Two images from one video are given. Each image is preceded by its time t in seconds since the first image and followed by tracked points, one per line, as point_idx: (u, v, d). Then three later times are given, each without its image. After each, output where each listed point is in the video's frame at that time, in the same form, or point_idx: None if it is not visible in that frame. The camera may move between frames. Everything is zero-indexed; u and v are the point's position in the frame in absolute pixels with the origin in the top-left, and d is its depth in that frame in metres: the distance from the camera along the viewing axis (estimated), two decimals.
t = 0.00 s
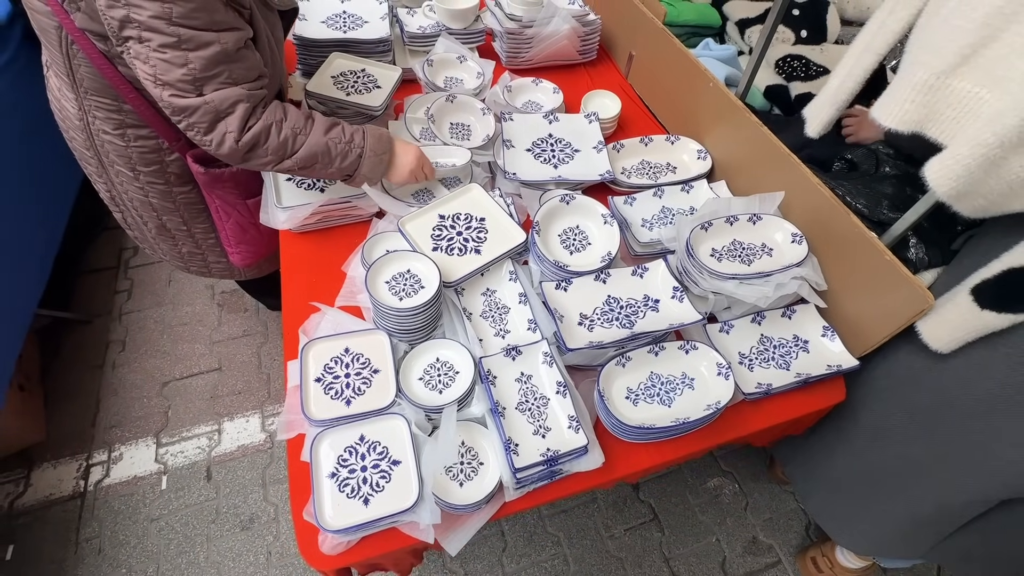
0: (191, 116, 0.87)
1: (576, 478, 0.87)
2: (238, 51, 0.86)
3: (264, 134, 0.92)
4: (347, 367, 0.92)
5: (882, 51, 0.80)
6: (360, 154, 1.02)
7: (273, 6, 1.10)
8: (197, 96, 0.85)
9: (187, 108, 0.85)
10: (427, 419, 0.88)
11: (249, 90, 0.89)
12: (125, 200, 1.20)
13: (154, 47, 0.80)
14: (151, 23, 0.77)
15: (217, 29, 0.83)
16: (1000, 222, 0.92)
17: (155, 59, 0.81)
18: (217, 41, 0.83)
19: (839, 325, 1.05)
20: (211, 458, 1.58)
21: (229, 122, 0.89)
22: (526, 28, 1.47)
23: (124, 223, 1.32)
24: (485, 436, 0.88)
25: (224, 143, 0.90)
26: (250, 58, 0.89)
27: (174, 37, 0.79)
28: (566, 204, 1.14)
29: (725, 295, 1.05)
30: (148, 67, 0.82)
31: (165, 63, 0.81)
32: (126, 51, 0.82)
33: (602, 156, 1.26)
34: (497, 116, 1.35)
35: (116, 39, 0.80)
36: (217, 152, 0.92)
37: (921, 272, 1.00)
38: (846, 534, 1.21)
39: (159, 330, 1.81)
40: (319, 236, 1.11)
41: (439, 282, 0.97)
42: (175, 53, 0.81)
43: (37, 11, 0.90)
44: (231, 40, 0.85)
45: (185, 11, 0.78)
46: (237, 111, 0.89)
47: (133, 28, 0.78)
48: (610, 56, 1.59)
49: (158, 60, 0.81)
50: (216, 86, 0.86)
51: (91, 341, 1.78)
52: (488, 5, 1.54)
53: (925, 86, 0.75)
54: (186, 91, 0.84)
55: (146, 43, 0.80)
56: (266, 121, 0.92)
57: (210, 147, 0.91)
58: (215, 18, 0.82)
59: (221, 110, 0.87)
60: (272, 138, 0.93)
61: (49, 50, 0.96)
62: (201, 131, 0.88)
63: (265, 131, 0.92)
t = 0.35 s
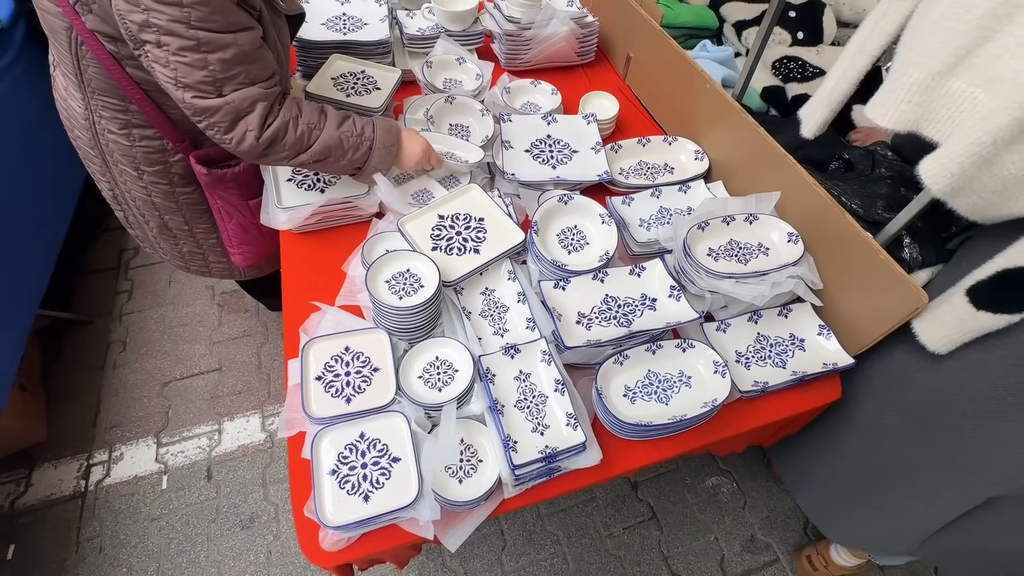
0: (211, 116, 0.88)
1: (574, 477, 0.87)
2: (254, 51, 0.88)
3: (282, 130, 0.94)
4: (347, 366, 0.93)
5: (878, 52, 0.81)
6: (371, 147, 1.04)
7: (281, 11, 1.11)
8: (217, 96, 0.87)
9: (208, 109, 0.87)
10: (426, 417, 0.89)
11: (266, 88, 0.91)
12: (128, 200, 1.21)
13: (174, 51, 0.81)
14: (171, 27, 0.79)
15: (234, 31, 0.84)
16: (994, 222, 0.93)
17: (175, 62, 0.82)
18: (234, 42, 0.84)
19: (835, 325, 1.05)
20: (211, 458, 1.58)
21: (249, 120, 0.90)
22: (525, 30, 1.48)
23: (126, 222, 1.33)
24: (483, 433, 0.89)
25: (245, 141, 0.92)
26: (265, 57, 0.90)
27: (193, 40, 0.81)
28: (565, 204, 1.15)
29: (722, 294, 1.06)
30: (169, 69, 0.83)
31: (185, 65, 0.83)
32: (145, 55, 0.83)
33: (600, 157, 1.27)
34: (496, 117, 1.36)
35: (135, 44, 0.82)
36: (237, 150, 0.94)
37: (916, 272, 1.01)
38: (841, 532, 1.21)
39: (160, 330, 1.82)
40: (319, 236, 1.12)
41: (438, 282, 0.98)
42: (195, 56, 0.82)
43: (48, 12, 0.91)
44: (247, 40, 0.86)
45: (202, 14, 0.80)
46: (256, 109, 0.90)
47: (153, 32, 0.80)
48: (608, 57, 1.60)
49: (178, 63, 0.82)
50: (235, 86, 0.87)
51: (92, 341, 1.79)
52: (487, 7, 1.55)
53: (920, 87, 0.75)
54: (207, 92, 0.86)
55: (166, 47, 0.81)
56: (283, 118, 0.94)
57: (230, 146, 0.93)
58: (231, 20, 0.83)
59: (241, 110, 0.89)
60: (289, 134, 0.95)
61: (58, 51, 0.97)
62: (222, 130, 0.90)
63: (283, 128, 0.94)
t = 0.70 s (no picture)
0: (244, 108, 0.89)
1: (572, 477, 0.88)
2: (271, 40, 0.88)
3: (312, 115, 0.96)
4: (344, 368, 0.93)
5: (869, 55, 0.82)
6: (393, 127, 1.06)
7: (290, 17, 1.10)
8: (248, 87, 0.88)
9: (241, 100, 0.88)
10: (423, 418, 0.89)
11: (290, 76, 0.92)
12: (125, 201, 1.21)
13: (199, 48, 0.82)
14: (191, 27, 0.80)
15: (249, 24, 0.85)
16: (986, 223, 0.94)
17: (201, 58, 0.83)
18: (254, 34, 0.85)
19: (830, 325, 1.06)
20: (208, 461, 1.58)
21: (281, 108, 0.92)
22: (521, 33, 1.49)
23: (122, 224, 1.33)
24: (479, 435, 0.89)
25: (280, 129, 0.93)
26: (282, 46, 0.91)
27: (213, 38, 0.82)
28: (561, 206, 1.16)
29: (717, 296, 1.06)
30: (195, 67, 0.84)
31: (211, 59, 0.84)
32: (166, 58, 0.84)
33: (597, 159, 1.28)
34: (493, 120, 1.36)
35: (156, 50, 0.83)
36: (271, 140, 0.95)
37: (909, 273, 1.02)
38: (837, 534, 1.21)
39: (156, 333, 1.82)
40: (316, 239, 1.12)
41: (435, 283, 0.98)
42: (219, 53, 0.84)
43: (50, 17, 0.92)
44: (264, 30, 0.87)
45: (218, 13, 0.81)
46: (284, 97, 0.92)
47: (175, 33, 0.81)
48: (604, 60, 1.61)
49: (202, 58, 0.83)
50: (262, 76, 0.89)
51: (88, 345, 1.79)
52: (484, 10, 1.56)
53: (911, 90, 0.76)
54: (237, 84, 0.87)
55: (189, 45, 0.82)
56: (311, 103, 0.95)
57: (265, 138, 0.95)
58: (246, 14, 0.84)
59: (271, 99, 0.90)
60: (320, 120, 0.96)
61: (59, 54, 0.97)
62: (256, 121, 0.91)
63: (314, 113, 0.95)
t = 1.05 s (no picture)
0: (250, 111, 0.90)
1: (568, 482, 0.88)
2: (274, 43, 0.89)
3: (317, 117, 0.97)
4: (339, 373, 0.93)
5: (859, 62, 0.83)
6: (396, 132, 1.09)
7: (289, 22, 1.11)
8: (254, 89, 0.88)
9: (247, 103, 0.88)
10: (418, 424, 0.89)
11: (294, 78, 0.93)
12: (121, 209, 1.21)
13: (204, 52, 0.83)
14: (196, 32, 0.80)
15: (252, 28, 0.85)
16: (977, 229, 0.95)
17: (207, 63, 0.84)
18: (258, 37, 0.85)
19: (824, 330, 1.06)
20: (203, 468, 1.58)
21: (286, 109, 0.92)
22: (517, 40, 1.50)
23: (117, 232, 1.33)
24: (475, 440, 0.90)
25: (286, 130, 0.94)
26: (285, 49, 0.91)
27: (218, 43, 0.82)
28: (556, 212, 1.16)
29: (712, 301, 1.07)
30: (201, 71, 0.84)
31: (216, 63, 0.84)
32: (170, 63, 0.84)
33: (592, 165, 1.29)
34: (488, 126, 1.37)
35: (160, 56, 0.83)
36: (277, 141, 0.96)
37: (902, 278, 1.02)
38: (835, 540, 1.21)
39: (152, 338, 1.82)
40: (312, 244, 1.12)
41: (430, 288, 0.98)
42: (224, 58, 0.84)
43: (49, 25, 0.92)
44: (267, 34, 0.87)
45: (222, 18, 0.81)
46: (290, 98, 0.92)
47: (180, 38, 0.81)
48: (599, 67, 1.62)
49: (207, 62, 0.84)
50: (267, 78, 0.89)
51: (84, 351, 1.78)
52: (480, 18, 1.57)
53: (899, 97, 0.77)
54: (242, 87, 0.87)
55: (193, 51, 0.82)
56: (317, 104, 0.96)
57: (271, 140, 0.96)
58: (248, 19, 0.84)
59: (277, 100, 0.91)
60: (325, 121, 0.97)
61: (58, 63, 0.98)
62: (262, 122, 0.92)
63: (319, 114, 0.96)
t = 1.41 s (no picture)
0: (235, 108, 0.90)
1: (564, 488, 0.88)
2: (258, 39, 0.89)
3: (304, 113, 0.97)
4: (335, 380, 0.93)
5: (854, 71, 0.83)
6: (387, 135, 1.09)
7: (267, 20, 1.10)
8: (238, 85, 0.88)
9: (231, 100, 0.88)
10: (414, 430, 0.89)
11: (279, 74, 0.93)
12: (118, 217, 1.22)
13: (186, 48, 0.83)
14: (177, 27, 0.81)
15: (235, 23, 0.85)
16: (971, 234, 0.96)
17: (189, 59, 0.84)
18: (240, 33, 0.85)
19: (819, 336, 1.07)
20: (198, 475, 1.57)
21: (272, 106, 0.92)
22: (514, 48, 1.51)
23: (118, 242, 1.34)
24: (470, 446, 0.89)
25: (273, 127, 0.94)
26: (269, 45, 0.91)
27: (199, 38, 0.82)
28: (552, 218, 1.17)
29: (707, 307, 1.07)
30: (183, 68, 0.84)
31: (198, 59, 0.84)
32: (153, 61, 0.84)
33: (588, 172, 1.29)
34: (485, 133, 1.37)
35: (144, 55, 0.83)
36: (264, 138, 0.96)
37: (895, 283, 1.03)
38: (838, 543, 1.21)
39: (148, 345, 1.81)
40: (308, 250, 1.12)
41: (426, 294, 0.99)
42: (206, 53, 0.84)
43: (37, 31, 0.92)
44: (250, 30, 0.87)
45: (203, 13, 0.81)
46: (275, 95, 0.92)
47: (162, 34, 0.81)
48: (595, 74, 1.63)
49: (189, 58, 0.84)
50: (251, 74, 0.89)
51: (79, 357, 1.78)
52: (477, 26, 1.58)
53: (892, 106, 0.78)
54: (226, 83, 0.87)
55: (176, 47, 0.82)
56: (303, 100, 0.96)
57: (258, 138, 0.96)
58: (230, 13, 0.84)
59: (261, 97, 0.91)
60: (312, 118, 0.97)
61: (48, 69, 0.98)
62: (248, 119, 0.92)
63: (306, 111, 0.96)
